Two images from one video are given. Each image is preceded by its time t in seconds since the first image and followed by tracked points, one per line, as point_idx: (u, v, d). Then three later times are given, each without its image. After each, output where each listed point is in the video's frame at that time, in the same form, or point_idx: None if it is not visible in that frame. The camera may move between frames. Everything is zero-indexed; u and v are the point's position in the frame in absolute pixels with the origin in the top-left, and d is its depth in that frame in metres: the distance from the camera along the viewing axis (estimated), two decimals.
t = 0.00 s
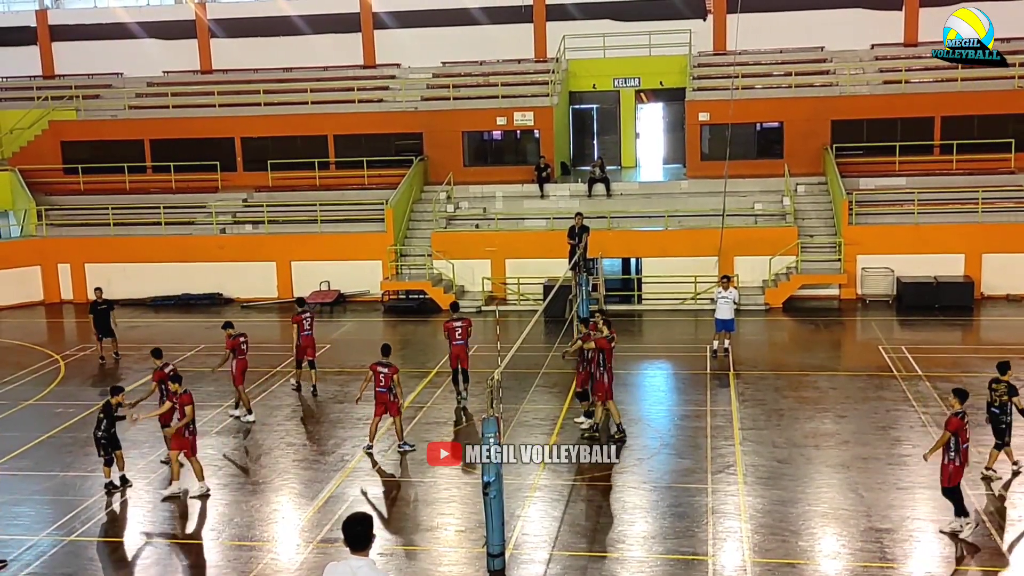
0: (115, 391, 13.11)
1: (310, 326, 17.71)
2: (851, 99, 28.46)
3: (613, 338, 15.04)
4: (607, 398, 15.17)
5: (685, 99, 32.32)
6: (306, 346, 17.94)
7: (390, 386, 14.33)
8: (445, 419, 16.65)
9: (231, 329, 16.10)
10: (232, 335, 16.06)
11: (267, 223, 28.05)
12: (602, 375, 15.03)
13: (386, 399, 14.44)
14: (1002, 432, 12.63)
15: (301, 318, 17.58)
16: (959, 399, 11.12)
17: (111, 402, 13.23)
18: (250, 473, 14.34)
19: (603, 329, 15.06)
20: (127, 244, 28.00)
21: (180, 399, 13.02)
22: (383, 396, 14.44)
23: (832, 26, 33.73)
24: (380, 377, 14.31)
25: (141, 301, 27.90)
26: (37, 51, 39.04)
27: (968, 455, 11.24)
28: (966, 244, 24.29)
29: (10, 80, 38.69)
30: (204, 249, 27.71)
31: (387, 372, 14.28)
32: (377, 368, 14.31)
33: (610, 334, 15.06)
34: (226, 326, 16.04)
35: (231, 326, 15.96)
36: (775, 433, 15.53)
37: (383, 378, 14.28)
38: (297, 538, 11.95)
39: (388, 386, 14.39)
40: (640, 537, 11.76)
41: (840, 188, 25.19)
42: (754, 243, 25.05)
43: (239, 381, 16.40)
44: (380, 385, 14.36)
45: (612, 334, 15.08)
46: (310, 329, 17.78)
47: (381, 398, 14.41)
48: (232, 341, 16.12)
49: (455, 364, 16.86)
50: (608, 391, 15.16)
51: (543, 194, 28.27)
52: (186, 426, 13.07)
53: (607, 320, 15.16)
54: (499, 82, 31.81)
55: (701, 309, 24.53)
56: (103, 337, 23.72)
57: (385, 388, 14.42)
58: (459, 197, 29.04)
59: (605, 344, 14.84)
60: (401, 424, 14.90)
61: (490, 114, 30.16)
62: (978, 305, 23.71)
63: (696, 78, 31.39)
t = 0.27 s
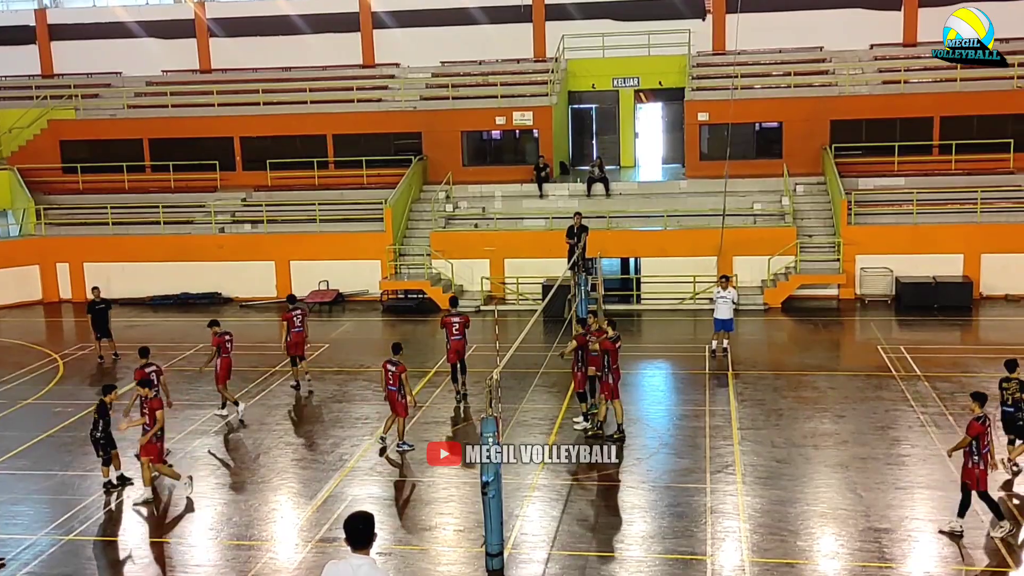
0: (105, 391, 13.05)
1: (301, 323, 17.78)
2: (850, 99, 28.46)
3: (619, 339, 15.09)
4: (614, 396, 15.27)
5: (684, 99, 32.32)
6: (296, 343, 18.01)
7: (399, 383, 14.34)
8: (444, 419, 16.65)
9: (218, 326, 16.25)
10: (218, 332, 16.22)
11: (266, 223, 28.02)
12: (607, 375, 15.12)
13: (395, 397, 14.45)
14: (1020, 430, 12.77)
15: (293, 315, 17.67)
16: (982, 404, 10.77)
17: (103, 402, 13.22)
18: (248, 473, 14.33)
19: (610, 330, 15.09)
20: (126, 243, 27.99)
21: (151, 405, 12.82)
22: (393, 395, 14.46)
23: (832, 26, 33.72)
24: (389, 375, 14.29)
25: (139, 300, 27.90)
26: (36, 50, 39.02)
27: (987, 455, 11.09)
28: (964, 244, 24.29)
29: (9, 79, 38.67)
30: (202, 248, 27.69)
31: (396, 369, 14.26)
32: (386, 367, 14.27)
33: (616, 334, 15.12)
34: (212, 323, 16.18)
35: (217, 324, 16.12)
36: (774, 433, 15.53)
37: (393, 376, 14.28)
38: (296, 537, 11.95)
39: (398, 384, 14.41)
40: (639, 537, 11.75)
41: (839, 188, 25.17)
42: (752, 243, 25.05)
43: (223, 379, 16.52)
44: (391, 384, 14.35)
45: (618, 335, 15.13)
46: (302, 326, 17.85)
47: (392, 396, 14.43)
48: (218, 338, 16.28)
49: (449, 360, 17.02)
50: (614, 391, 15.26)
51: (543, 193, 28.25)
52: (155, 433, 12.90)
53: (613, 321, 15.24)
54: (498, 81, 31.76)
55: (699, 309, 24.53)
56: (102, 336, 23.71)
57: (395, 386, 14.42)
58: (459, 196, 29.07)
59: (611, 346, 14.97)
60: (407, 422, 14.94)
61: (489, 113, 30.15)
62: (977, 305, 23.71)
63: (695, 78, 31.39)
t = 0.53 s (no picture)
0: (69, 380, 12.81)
1: (270, 313, 17.66)
2: (825, 97, 28.67)
3: (599, 334, 15.26)
4: (592, 391, 15.28)
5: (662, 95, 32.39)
6: (265, 334, 17.92)
7: (381, 377, 14.26)
8: (420, 413, 16.63)
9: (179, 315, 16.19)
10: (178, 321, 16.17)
11: (242, 215, 27.86)
12: (586, 369, 15.16)
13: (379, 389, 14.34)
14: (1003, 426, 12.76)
15: (262, 305, 17.57)
16: (973, 400, 10.89)
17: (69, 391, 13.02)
18: (223, 466, 14.27)
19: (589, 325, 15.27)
20: (100, 234, 27.75)
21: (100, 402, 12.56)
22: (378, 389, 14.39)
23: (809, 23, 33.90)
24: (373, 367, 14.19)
25: (113, 292, 27.68)
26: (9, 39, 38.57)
27: (982, 451, 11.18)
28: (938, 241, 24.50)
29: None
30: (177, 240, 27.49)
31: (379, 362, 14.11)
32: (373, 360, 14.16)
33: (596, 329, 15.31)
34: (173, 313, 16.09)
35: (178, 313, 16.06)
36: (748, 428, 15.61)
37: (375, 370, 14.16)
38: (270, 530, 11.90)
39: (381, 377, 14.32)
40: (614, 531, 11.79)
41: (815, 185, 25.31)
42: (728, 239, 25.15)
43: (183, 367, 16.45)
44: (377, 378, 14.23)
45: (598, 330, 15.29)
46: (271, 317, 17.75)
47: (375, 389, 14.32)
48: (179, 328, 16.22)
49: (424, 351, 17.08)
50: (592, 386, 15.30)
51: (520, 188, 28.25)
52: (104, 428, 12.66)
53: (592, 316, 15.40)
54: (476, 75, 31.69)
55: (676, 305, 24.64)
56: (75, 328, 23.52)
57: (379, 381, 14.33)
58: (436, 189, 29.07)
59: (591, 340, 15.11)
60: (389, 417, 14.96)
61: (467, 107, 30.11)
62: (950, 302, 23.95)
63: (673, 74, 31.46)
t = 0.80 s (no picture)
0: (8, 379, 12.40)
1: (226, 309, 17.70)
2: (787, 96, 28.88)
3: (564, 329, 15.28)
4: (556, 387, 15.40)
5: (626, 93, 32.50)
6: (220, 329, 17.95)
7: (354, 374, 14.15)
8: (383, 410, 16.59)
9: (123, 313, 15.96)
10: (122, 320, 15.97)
11: (203, 212, 27.62)
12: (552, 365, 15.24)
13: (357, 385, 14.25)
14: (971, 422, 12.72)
15: (217, 301, 17.66)
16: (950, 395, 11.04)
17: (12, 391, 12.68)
18: (183, 465, 14.15)
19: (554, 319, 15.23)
20: (59, 230, 27.38)
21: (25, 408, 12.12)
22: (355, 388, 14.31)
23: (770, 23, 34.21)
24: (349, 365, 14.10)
25: (71, 289, 27.33)
26: None
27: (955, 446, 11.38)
28: (896, 240, 24.82)
29: None
30: (138, 236, 27.20)
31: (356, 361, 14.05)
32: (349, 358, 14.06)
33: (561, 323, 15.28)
34: (118, 311, 15.91)
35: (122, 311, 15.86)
36: (710, 425, 15.73)
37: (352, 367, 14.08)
38: (231, 529, 11.83)
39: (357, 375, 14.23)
40: (576, 528, 11.84)
41: (776, 184, 25.53)
42: (691, 237, 25.33)
43: (129, 365, 16.31)
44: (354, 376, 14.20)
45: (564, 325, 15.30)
46: (226, 312, 17.79)
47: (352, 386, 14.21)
48: (123, 326, 16.02)
49: (384, 342, 17.51)
50: (556, 381, 15.40)
51: (484, 185, 28.26)
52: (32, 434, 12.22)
53: (557, 311, 15.37)
54: (440, 71, 31.64)
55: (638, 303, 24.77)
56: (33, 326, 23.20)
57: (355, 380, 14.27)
58: (399, 187, 28.82)
59: (557, 335, 15.17)
60: (364, 413, 14.82)
61: (431, 104, 30.02)
62: (908, 300, 24.28)
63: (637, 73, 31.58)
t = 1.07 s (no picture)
0: None
1: (178, 309, 17.94)
2: (747, 97, 29.12)
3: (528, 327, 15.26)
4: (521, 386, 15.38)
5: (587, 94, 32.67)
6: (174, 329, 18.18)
7: (332, 375, 14.08)
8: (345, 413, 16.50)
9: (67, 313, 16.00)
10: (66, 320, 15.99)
11: (162, 213, 27.32)
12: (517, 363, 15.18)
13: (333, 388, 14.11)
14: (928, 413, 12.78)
15: (168, 302, 17.82)
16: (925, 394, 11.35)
17: None
18: (142, 468, 13.98)
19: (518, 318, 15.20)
20: (15, 232, 26.96)
21: None
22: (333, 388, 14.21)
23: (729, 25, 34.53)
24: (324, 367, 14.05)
25: (27, 292, 26.92)
26: None
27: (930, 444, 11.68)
28: (855, 240, 25.10)
29: None
30: (95, 238, 26.85)
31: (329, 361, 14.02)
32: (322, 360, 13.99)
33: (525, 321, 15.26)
34: (60, 309, 15.86)
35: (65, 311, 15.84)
36: (672, 424, 15.79)
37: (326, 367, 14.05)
38: (191, 533, 11.70)
39: (333, 375, 14.11)
40: (539, 527, 11.85)
41: (736, 184, 25.73)
42: (652, 238, 25.45)
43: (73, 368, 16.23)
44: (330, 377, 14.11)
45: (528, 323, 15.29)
46: (178, 312, 18.00)
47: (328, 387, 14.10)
48: (66, 326, 15.99)
49: (341, 344, 17.62)
50: (521, 380, 15.35)
51: (446, 186, 28.20)
52: None
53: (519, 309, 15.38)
54: (402, 72, 31.56)
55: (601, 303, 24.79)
56: None
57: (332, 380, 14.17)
58: (361, 187, 28.71)
59: (520, 333, 15.11)
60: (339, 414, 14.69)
61: (392, 105, 29.95)
62: (867, 299, 24.54)
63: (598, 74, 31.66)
